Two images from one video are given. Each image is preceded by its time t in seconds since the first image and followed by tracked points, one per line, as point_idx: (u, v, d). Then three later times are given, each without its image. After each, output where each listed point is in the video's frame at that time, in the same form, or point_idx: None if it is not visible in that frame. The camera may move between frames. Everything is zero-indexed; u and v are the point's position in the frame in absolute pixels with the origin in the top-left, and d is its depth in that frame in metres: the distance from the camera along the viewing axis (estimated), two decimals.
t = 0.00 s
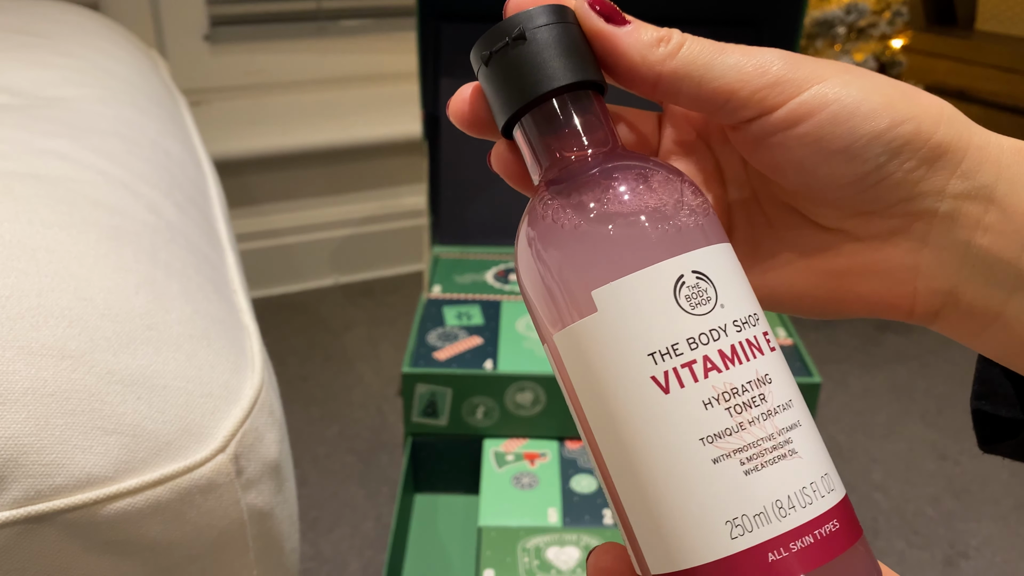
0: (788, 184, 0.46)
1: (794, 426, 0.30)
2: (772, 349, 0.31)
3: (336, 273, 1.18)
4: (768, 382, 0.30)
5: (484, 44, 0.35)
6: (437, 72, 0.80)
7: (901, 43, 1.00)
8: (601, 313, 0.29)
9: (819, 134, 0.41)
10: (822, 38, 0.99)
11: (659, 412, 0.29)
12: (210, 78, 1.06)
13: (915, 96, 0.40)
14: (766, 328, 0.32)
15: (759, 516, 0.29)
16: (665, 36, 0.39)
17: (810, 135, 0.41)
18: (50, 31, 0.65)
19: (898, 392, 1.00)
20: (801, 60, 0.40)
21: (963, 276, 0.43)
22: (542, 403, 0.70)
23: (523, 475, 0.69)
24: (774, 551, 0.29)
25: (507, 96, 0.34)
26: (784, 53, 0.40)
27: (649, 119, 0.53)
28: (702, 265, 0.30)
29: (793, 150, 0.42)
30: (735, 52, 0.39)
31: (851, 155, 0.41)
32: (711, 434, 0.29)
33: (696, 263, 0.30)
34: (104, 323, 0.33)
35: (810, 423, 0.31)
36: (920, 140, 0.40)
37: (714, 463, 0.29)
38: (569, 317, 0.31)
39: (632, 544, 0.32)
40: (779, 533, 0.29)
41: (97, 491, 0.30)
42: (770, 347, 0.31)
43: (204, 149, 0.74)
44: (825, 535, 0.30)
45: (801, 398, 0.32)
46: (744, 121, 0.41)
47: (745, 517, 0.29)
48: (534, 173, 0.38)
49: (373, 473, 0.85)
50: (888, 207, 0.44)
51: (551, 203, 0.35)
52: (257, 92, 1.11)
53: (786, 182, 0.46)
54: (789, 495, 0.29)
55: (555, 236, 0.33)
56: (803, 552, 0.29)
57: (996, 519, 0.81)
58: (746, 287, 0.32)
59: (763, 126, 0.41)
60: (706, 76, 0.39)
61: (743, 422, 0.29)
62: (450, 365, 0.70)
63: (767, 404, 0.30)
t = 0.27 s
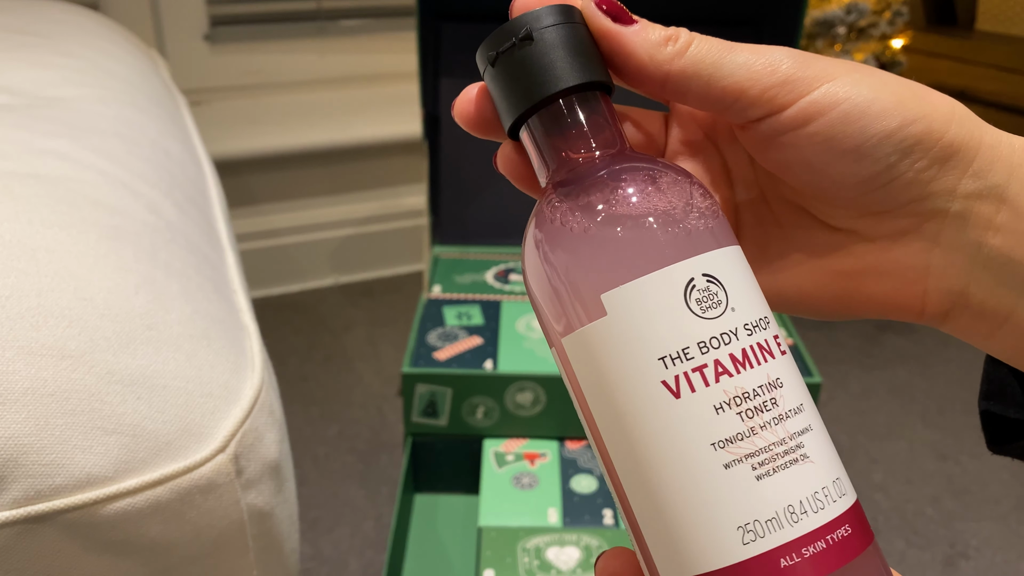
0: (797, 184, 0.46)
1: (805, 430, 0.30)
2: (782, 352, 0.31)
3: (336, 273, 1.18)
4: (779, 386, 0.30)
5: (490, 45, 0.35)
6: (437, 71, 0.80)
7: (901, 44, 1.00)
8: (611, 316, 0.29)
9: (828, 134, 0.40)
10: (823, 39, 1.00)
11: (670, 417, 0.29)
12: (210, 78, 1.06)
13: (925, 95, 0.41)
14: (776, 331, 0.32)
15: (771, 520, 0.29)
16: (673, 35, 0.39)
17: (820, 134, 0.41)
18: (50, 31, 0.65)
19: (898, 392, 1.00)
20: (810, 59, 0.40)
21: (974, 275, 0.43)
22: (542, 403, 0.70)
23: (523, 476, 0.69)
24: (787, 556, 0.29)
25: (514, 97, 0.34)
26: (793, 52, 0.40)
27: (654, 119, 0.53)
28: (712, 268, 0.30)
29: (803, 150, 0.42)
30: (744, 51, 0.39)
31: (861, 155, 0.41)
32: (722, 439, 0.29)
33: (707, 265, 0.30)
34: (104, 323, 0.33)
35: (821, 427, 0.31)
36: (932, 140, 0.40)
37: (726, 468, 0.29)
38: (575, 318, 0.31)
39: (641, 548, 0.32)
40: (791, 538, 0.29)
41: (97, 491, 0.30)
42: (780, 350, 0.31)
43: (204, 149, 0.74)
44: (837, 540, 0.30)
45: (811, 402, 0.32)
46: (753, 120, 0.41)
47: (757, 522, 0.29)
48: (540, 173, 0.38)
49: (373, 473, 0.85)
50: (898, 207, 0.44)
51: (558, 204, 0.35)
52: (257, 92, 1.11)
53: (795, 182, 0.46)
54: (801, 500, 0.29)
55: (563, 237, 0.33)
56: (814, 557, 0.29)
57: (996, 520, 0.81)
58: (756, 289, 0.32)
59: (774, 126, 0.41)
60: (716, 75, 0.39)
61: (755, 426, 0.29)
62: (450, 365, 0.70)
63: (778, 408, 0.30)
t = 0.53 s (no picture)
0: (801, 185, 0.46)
1: (811, 433, 0.30)
2: (788, 356, 0.31)
3: (336, 273, 1.18)
4: (784, 389, 0.30)
5: (494, 46, 0.35)
6: (437, 71, 0.80)
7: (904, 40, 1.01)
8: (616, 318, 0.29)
9: (834, 135, 0.40)
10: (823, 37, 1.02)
11: (675, 420, 0.29)
12: (210, 78, 1.06)
13: (929, 98, 0.41)
14: (782, 334, 0.32)
15: (776, 524, 0.29)
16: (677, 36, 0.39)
17: (825, 134, 0.41)
18: (51, 31, 0.65)
19: (898, 392, 1.00)
20: (815, 59, 0.40)
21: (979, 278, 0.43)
22: (542, 403, 0.70)
23: (523, 476, 0.69)
24: (793, 559, 0.29)
25: (518, 98, 0.34)
26: (797, 53, 0.40)
27: (658, 121, 0.54)
28: (718, 271, 0.30)
29: (808, 151, 0.42)
30: (749, 51, 0.39)
31: (867, 156, 0.41)
32: (728, 443, 0.29)
33: (713, 268, 0.30)
34: (104, 323, 0.33)
35: (825, 431, 0.32)
36: (937, 141, 0.40)
37: (733, 471, 0.29)
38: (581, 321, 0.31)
39: (645, 550, 0.32)
40: (797, 542, 0.29)
41: (97, 491, 0.30)
42: (786, 353, 0.31)
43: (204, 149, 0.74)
44: (843, 543, 0.30)
45: (817, 405, 0.32)
46: (758, 120, 0.41)
47: (763, 526, 0.29)
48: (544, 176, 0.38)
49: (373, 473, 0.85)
50: (904, 209, 0.44)
51: (563, 205, 0.35)
52: (257, 92, 1.11)
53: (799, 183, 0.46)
54: (806, 504, 0.29)
55: (567, 239, 0.33)
56: (820, 561, 0.29)
57: (996, 520, 0.81)
58: (762, 291, 0.32)
59: (779, 126, 0.41)
60: (720, 75, 0.39)
61: (760, 430, 0.29)
62: (450, 365, 0.70)
63: (784, 412, 0.30)
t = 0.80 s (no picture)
0: (818, 176, 0.46)
1: (818, 440, 0.30)
2: (798, 360, 0.31)
3: (335, 273, 1.18)
4: (793, 395, 0.30)
5: (505, 35, 0.35)
6: (437, 71, 0.80)
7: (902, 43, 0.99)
8: (622, 321, 0.29)
9: (852, 127, 0.41)
10: (824, 33, 1.03)
11: (680, 426, 0.29)
12: (210, 78, 1.06)
13: (952, 89, 0.40)
14: (793, 338, 0.31)
15: (780, 533, 0.29)
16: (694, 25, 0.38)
17: (843, 127, 0.41)
18: (50, 31, 0.65)
19: (898, 392, 1.00)
20: (835, 51, 0.40)
21: (997, 274, 0.43)
22: (542, 403, 0.70)
23: (523, 476, 0.69)
24: (796, 568, 0.29)
25: (529, 90, 0.34)
26: (817, 43, 0.39)
27: (671, 110, 0.54)
28: (728, 273, 0.30)
29: (825, 143, 0.42)
30: (768, 41, 0.39)
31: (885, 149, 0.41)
32: (733, 450, 0.29)
33: (724, 269, 0.30)
34: (104, 323, 0.33)
35: (834, 437, 0.31)
36: (957, 135, 0.40)
37: (737, 478, 0.29)
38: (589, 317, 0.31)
39: (649, 552, 0.32)
40: (800, 551, 0.29)
41: (97, 491, 0.30)
42: (796, 357, 0.31)
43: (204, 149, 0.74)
44: (848, 553, 0.30)
45: (826, 410, 0.32)
46: (776, 112, 0.41)
47: (765, 534, 0.29)
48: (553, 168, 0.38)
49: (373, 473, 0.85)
50: (923, 203, 0.44)
51: (573, 201, 0.35)
52: (257, 92, 1.10)
53: (816, 174, 0.46)
54: (811, 513, 0.29)
55: (577, 235, 0.33)
56: (823, 570, 0.29)
57: (996, 520, 0.81)
58: (773, 293, 0.31)
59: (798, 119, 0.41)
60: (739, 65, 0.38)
61: (766, 437, 0.29)
62: (450, 365, 0.70)
63: (791, 418, 0.30)
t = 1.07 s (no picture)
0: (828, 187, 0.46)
1: (835, 455, 0.30)
2: (814, 373, 0.31)
3: (335, 273, 1.18)
4: (809, 408, 0.30)
5: (513, 45, 0.35)
6: (437, 71, 0.80)
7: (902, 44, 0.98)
8: (632, 334, 0.29)
9: (864, 139, 0.40)
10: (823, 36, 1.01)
11: (693, 441, 0.29)
12: (209, 77, 1.06)
13: (966, 101, 0.40)
14: (810, 349, 0.31)
15: (795, 551, 0.29)
16: (706, 35, 0.38)
17: (855, 137, 0.40)
18: (50, 31, 0.65)
19: (898, 392, 1.00)
20: (849, 61, 0.40)
21: (1010, 290, 0.43)
22: (542, 404, 0.70)
23: (523, 476, 0.69)
24: None
25: (540, 98, 0.34)
26: (830, 55, 0.39)
27: (682, 118, 0.54)
28: (742, 285, 0.29)
29: (837, 155, 0.42)
30: (781, 52, 0.39)
31: (898, 159, 0.41)
32: (746, 465, 0.29)
33: (737, 281, 0.30)
34: (104, 323, 0.33)
35: (854, 451, 0.31)
36: (970, 147, 0.40)
37: (750, 494, 0.29)
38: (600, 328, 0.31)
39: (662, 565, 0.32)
40: (816, 569, 0.29)
41: (97, 491, 0.30)
42: (813, 369, 0.31)
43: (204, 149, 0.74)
44: (866, 571, 0.30)
45: (845, 423, 0.31)
46: (787, 123, 0.41)
47: (780, 552, 0.29)
48: (564, 178, 0.38)
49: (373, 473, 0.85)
50: (935, 215, 0.44)
51: (584, 211, 0.35)
52: (256, 91, 1.10)
53: (827, 185, 0.45)
54: (828, 530, 0.29)
55: (590, 247, 0.33)
56: None
57: (997, 520, 0.81)
58: (789, 303, 0.31)
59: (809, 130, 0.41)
60: (750, 77, 0.38)
61: (781, 452, 0.29)
62: (450, 366, 0.70)
63: (807, 433, 0.30)
